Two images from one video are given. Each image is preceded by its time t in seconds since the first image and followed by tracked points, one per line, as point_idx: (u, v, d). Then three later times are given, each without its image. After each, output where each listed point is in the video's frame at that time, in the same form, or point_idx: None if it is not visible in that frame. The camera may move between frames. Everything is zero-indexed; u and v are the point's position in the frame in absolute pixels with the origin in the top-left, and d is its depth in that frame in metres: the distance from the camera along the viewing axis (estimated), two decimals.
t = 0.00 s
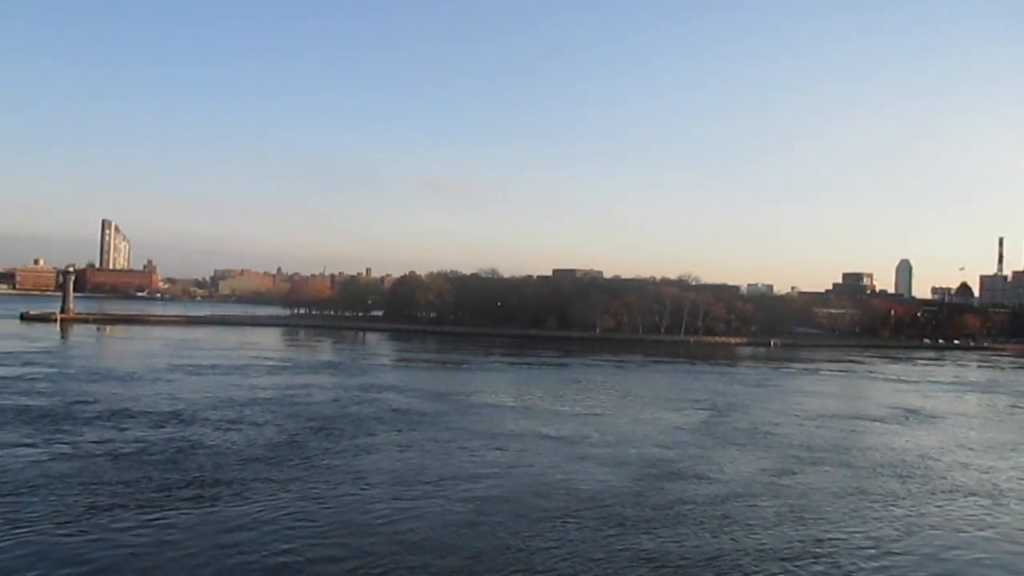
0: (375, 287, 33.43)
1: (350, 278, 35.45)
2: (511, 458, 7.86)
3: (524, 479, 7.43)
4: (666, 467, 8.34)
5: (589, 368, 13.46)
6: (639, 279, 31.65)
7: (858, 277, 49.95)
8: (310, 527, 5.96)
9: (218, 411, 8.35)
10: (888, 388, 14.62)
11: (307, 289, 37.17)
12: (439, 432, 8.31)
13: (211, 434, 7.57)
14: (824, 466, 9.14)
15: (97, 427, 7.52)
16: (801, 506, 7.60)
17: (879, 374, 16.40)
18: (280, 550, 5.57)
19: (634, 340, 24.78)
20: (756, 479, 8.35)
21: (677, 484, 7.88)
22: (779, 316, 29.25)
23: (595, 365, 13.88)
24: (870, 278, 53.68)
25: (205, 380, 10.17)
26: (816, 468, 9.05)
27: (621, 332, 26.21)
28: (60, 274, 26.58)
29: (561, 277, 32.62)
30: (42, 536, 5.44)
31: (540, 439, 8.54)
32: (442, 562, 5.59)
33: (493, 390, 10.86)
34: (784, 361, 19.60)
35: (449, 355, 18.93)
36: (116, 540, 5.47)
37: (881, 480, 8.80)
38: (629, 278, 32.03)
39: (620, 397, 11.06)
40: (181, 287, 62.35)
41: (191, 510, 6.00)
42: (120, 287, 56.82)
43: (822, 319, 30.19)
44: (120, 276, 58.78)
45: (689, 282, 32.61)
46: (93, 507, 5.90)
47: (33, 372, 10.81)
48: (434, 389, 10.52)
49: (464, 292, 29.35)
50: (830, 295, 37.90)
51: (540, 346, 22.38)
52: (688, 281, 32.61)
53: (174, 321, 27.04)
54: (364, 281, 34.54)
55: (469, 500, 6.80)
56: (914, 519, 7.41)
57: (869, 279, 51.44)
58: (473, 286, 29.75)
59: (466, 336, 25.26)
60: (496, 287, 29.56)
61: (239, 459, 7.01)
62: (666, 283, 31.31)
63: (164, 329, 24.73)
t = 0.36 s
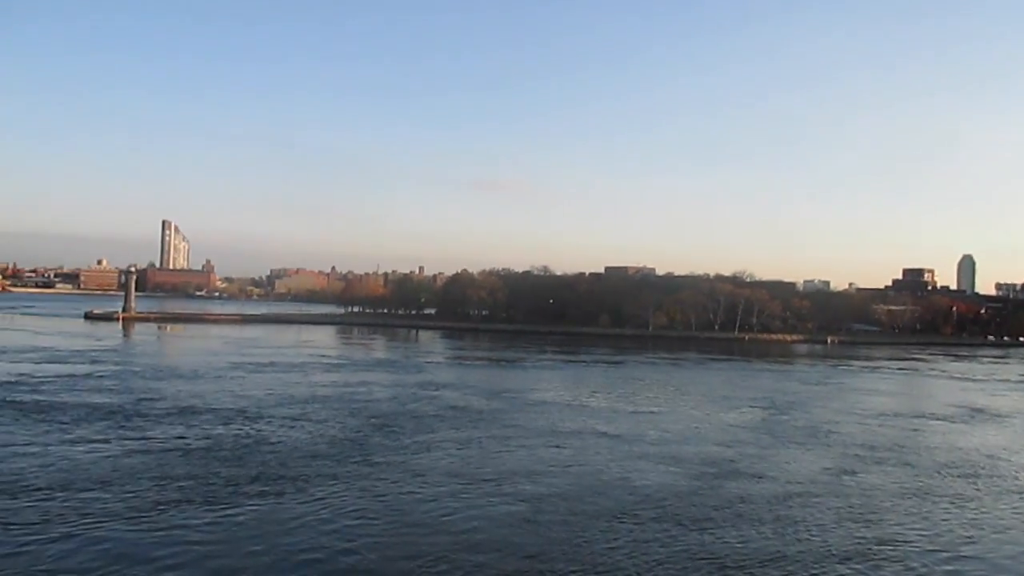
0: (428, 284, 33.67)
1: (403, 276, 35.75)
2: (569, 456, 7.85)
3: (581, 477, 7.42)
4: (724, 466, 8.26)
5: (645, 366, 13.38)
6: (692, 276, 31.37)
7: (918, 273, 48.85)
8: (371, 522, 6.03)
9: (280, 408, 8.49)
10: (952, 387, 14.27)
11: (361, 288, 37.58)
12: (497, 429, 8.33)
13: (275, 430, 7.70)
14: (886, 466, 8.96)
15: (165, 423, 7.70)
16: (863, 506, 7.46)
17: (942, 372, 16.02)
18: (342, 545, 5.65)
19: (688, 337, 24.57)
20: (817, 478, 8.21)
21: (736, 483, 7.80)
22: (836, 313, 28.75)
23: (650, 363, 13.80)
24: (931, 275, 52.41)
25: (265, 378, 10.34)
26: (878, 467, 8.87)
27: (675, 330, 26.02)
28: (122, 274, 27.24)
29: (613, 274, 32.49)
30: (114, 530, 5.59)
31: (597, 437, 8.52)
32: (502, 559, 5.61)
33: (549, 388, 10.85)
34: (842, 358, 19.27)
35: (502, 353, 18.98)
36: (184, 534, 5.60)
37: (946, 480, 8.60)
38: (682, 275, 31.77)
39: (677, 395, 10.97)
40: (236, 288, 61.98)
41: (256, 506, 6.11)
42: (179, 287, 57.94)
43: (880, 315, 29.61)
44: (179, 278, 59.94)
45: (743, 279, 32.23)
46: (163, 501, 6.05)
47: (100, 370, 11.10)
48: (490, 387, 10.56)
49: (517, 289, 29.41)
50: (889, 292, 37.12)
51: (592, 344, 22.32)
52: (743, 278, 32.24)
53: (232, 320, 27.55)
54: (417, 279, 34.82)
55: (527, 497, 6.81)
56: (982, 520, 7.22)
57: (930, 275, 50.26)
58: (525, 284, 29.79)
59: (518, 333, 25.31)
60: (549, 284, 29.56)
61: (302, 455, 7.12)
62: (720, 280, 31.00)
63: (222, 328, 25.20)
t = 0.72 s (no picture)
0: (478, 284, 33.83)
1: (454, 275, 35.96)
2: (625, 455, 7.83)
3: (638, 475, 7.40)
4: (782, 466, 8.17)
5: (699, 366, 13.29)
6: (744, 275, 31.03)
7: (979, 272, 47.67)
8: (429, 519, 6.07)
9: (338, 405, 8.61)
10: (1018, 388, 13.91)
11: (412, 287, 37.89)
12: (553, 428, 8.34)
13: (335, 428, 7.81)
14: (949, 468, 8.77)
15: (228, 420, 7.86)
16: (926, 508, 7.32)
17: (1005, 373, 15.62)
18: (401, 541, 5.70)
19: (739, 337, 24.34)
20: (877, 480, 8.08)
21: (795, 484, 7.70)
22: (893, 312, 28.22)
23: (704, 363, 13.70)
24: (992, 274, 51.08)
25: (324, 376, 10.49)
26: (941, 470, 8.69)
27: (726, 329, 25.79)
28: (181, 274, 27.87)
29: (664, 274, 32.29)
30: (181, 524, 5.72)
31: (654, 437, 8.49)
32: (559, 556, 5.63)
33: (603, 387, 10.83)
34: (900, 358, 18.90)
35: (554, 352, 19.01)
36: (247, 529, 5.70)
37: (1012, 483, 8.39)
38: (734, 274, 31.44)
39: (733, 395, 10.88)
40: (292, 288, 62.96)
41: (317, 502, 6.20)
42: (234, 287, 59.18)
43: (939, 314, 28.97)
44: (234, 279, 61.18)
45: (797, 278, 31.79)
46: (227, 496, 6.18)
47: (164, 367, 11.38)
48: (545, 385, 10.58)
49: (566, 289, 29.42)
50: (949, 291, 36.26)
51: (643, 343, 22.22)
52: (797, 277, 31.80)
53: (286, 319, 27.99)
54: (467, 279, 35.02)
55: (584, 496, 6.82)
56: None
57: (992, 274, 49.00)
58: (575, 283, 29.78)
59: (568, 333, 25.31)
60: (598, 283, 29.52)
61: (362, 452, 7.21)
62: (773, 279, 30.62)
63: (276, 327, 25.62)
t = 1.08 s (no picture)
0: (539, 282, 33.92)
1: (515, 275, 36.11)
2: (692, 456, 7.75)
3: (705, 477, 7.32)
4: (853, 470, 8.00)
5: (767, 367, 13.10)
6: (810, 275, 30.47)
7: None
8: (497, 517, 6.11)
9: (406, 404, 8.70)
10: None
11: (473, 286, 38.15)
12: (619, 428, 8.31)
13: (404, 425, 7.91)
14: None
15: (301, 416, 8.01)
16: (1003, 515, 7.10)
17: None
18: (469, 537, 5.74)
19: (805, 337, 23.93)
20: (952, 485, 7.86)
21: (867, 488, 7.54)
22: (966, 313, 27.41)
23: (773, 364, 13.49)
24: None
25: (391, 374, 10.62)
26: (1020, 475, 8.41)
27: (791, 330, 25.38)
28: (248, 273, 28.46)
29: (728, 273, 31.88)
30: (254, 518, 5.85)
31: (721, 437, 8.40)
32: (624, 556, 5.61)
33: (669, 387, 10.75)
34: (974, 360, 18.35)
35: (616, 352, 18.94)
36: (318, 524, 5.80)
37: None
38: (800, 275, 30.89)
39: (802, 397, 10.69)
40: (355, 288, 62.84)
41: (387, 498, 6.28)
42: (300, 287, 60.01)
43: (1016, 314, 28.04)
44: (297, 279, 62.10)
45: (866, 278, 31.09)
46: (299, 491, 6.30)
47: (235, 365, 11.65)
48: (610, 386, 10.53)
49: (628, 288, 29.27)
50: None
51: (706, 343, 21.98)
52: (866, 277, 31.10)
53: (350, 317, 28.37)
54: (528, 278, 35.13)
55: (650, 496, 6.78)
56: None
57: None
58: (637, 283, 29.61)
59: (629, 333, 25.18)
60: (661, 283, 29.30)
61: (430, 449, 7.29)
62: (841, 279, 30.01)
63: (340, 326, 25.98)
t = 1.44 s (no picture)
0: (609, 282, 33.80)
1: (585, 274, 36.03)
2: (770, 458, 7.63)
3: (783, 479, 7.20)
4: (938, 475, 7.76)
5: (847, 368, 12.80)
6: (889, 275, 29.65)
7: None
8: (571, 516, 6.10)
9: (481, 402, 8.74)
10: None
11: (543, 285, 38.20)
12: (696, 430, 8.22)
13: (480, 423, 7.96)
14: None
15: (378, 413, 8.12)
16: None
17: None
18: (544, 536, 5.75)
19: (883, 338, 23.32)
20: None
21: (953, 494, 7.31)
22: None
23: (852, 366, 13.16)
24: None
25: (464, 373, 10.70)
26: None
27: (868, 331, 24.76)
28: (321, 271, 28.96)
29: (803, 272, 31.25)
30: (333, 513, 5.95)
31: (800, 440, 8.25)
32: (700, 557, 5.55)
33: (745, 389, 10.57)
34: None
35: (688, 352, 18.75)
36: (395, 520, 5.87)
37: None
38: (878, 274, 30.08)
39: (883, 399, 10.42)
40: (424, 288, 62.30)
41: (462, 496, 6.32)
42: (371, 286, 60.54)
43: None
44: (368, 279, 62.88)
45: (948, 277, 30.12)
46: (376, 487, 6.39)
47: (312, 362, 11.88)
48: (685, 386, 10.42)
49: (700, 287, 28.92)
50: None
51: (781, 344, 21.57)
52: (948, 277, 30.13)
53: (420, 316, 28.60)
54: (598, 277, 35.02)
55: (727, 497, 6.69)
56: None
57: None
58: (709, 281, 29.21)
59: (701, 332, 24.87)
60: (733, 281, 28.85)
61: (505, 448, 7.32)
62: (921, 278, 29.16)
63: (411, 324, 26.22)
